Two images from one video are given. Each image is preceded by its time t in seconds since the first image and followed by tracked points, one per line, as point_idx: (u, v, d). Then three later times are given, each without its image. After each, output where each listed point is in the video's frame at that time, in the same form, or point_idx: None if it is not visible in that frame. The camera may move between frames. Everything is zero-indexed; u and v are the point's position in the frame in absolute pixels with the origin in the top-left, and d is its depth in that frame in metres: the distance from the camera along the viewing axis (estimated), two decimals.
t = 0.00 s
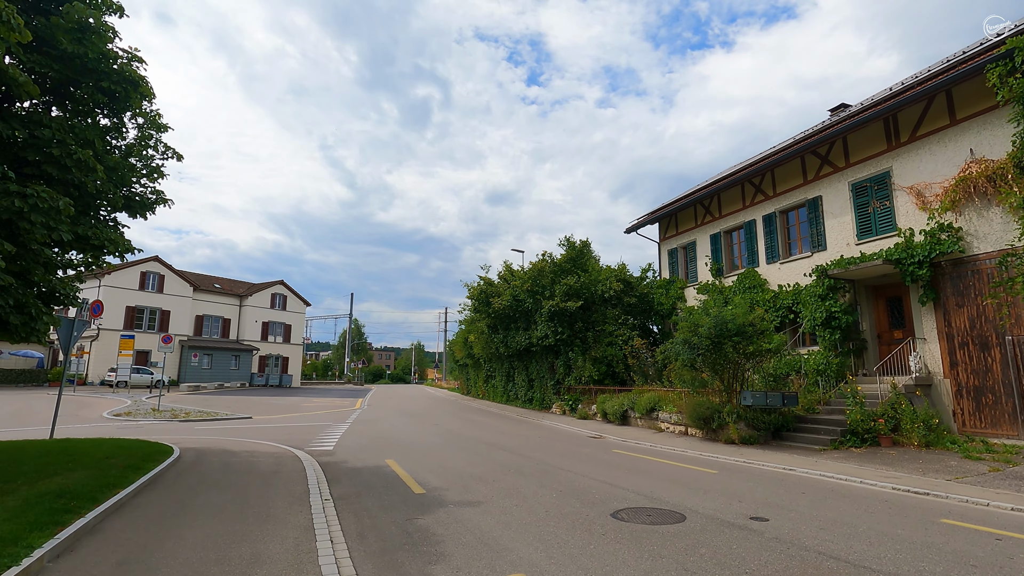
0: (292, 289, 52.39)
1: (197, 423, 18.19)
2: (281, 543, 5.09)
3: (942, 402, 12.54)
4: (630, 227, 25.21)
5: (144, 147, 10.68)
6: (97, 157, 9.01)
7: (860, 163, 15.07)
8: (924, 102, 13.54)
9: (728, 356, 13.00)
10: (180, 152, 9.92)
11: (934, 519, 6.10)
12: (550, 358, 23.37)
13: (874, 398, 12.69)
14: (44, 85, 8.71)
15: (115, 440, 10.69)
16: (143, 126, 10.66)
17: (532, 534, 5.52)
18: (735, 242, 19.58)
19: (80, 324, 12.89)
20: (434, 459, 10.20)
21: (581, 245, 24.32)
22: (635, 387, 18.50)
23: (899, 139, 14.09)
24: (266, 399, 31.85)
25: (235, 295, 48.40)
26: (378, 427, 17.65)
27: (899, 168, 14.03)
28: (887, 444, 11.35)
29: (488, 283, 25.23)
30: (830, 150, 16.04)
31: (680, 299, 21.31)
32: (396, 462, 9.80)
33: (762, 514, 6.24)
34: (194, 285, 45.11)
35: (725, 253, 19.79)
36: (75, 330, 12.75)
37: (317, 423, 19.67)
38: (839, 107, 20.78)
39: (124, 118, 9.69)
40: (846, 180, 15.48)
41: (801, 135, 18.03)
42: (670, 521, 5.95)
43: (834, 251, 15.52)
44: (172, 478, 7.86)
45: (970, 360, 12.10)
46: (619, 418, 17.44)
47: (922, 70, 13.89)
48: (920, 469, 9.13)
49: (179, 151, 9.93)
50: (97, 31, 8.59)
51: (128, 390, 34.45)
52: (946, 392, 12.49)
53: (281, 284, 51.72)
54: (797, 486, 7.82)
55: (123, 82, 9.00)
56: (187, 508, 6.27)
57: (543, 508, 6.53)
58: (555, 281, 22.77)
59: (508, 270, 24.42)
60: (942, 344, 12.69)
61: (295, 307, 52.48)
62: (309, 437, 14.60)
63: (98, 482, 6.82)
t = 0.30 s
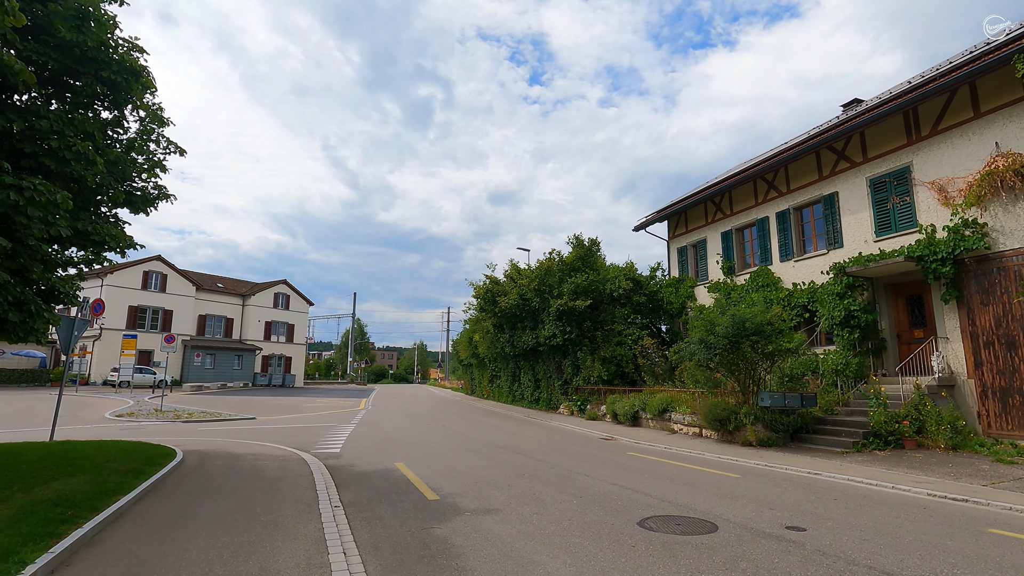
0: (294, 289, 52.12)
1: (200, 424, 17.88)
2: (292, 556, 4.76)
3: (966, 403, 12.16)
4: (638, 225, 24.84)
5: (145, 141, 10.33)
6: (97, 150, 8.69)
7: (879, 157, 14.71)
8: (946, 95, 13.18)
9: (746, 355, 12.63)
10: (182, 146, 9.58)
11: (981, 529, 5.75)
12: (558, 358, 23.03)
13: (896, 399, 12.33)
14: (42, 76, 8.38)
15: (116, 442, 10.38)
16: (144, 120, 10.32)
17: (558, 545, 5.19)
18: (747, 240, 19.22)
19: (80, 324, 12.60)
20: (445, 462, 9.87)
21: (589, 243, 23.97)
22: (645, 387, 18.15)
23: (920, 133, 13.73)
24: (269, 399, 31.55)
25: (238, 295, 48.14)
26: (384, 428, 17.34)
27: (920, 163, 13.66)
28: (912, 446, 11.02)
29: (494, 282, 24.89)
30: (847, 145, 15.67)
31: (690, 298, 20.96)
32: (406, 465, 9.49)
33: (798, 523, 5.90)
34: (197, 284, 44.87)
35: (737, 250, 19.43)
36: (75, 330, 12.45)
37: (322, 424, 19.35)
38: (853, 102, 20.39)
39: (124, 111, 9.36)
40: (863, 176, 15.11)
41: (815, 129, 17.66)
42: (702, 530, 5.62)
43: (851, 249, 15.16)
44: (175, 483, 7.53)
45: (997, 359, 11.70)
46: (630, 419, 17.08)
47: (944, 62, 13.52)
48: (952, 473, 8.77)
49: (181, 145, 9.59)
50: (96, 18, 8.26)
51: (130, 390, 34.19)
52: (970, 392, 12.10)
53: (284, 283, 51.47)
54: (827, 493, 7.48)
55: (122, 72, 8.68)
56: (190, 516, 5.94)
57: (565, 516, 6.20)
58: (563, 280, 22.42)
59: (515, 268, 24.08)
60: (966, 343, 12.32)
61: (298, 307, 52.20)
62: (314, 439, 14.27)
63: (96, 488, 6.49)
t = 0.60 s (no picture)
0: (295, 287, 51.78)
1: (200, 424, 17.53)
2: (296, 570, 4.40)
3: (988, 403, 11.77)
4: (645, 222, 24.44)
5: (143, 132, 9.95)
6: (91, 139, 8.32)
7: (896, 151, 14.33)
8: (967, 87, 12.81)
9: (762, 354, 12.26)
10: (180, 136, 9.19)
11: None
12: (563, 357, 22.66)
13: (916, 399, 11.97)
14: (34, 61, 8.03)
15: (112, 444, 10.02)
16: (141, 110, 9.92)
17: (583, 556, 4.83)
18: (758, 237, 18.86)
19: (77, 321, 12.27)
20: (452, 464, 9.52)
21: (595, 241, 23.58)
22: (654, 387, 17.80)
23: (939, 126, 13.36)
24: (270, 398, 31.19)
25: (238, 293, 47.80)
26: (387, 428, 16.99)
27: (940, 157, 13.27)
28: (935, 449, 10.67)
29: (498, 280, 24.52)
30: (863, 139, 15.28)
31: (698, 296, 20.59)
32: (413, 468, 9.12)
33: (836, 533, 5.56)
34: (197, 283, 44.53)
35: (747, 247, 19.06)
36: (70, 327, 12.07)
37: (324, 424, 18.99)
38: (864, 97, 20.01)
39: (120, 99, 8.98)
40: (879, 171, 14.73)
41: (828, 124, 17.27)
42: (734, 540, 5.27)
43: (866, 245, 14.79)
44: (171, 487, 7.17)
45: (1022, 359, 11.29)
46: (639, 419, 16.72)
47: (965, 53, 13.15)
48: (983, 477, 8.39)
49: (179, 134, 9.20)
50: None
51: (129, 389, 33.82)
52: (993, 393, 11.72)
53: (285, 282, 51.12)
54: (857, 499, 7.11)
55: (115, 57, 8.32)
56: (188, 525, 5.58)
57: (586, 524, 5.85)
58: (569, 278, 22.04)
59: (519, 266, 23.71)
60: (989, 342, 11.94)
61: (298, 306, 51.85)
62: (316, 439, 13.90)
63: (88, 494, 6.12)
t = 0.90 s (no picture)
0: (296, 286, 51.44)
1: (200, 425, 17.16)
2: None
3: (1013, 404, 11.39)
4: (652, 220, 24.07)
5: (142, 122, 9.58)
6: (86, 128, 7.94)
7: (913, 146, 13.97)
8: (990, 78, 12.45)
9: (779, 354, 11.89)
10: (180, 125, 8.81)
11: None
12: (568, 356, 22.31)
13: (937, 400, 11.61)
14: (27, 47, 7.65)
15: (110, 445, 9.67)
16: (139, 100, 9.54)
17: (612, 569, 4.49)
18: (769, 234, 18.49)
19: (72, 318, 11.90)
20: (461, 467, 9.17)
21: (601, 238, 23.21)
22: (663, 387, 17.45)
23: (960, 119, 13.00)
24: (270, 398, 30.85)
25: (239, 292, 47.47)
26: (391, 429, 16.64)
27: (960, 151, 12.91)
28: (960, 452, 10.25)
29: (503, 278, 24.17)
30: (879, 133, 14.92)
31: (707, 295, 20.17)
32: (421, 471, 8.76)
33: (879, 544, 5.21)
34: (197, 281, 44.19)
35: (757, 245, 18.70)
36: (65, 325, 11.70)
37: (326, 424, 18.63)
38: (876, 92, 19.66)
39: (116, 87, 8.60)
40: (896, 165, 14.38)
41: (841, 119, 16.92)
42: (772, 552, 4.91)
43: (882, 242, 14.42)
44: (168, 492, 6.81)
45: None
46: (648, 421, 16.35)
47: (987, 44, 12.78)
48: (1019, 482, 8.02)
49: (179, 123, 8.82)
50: None
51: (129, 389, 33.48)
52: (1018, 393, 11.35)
53: (286, 281, 50.78)
54: (891, 506, 6.76)
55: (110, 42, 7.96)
56: (185, 534, 5.22)
57: (610, 533, 5.49)
58: (575, 276, 21.67)
59: (524, 264, 23.35)
60: (1014, 341, 11.57)
61: (299, 305, 51.51)
62: (318, 440, 13.57)
63: (79, 501, 5.75)
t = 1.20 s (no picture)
0: (298, 286, 51.16)
1: (202, 426, 16.82)
2: None
3: None
4: (661, 217, 23.67)
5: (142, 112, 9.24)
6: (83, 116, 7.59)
7: (935, 139, 13.56)
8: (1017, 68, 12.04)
9: (799, 353, 11.51)
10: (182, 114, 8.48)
11: None
12: (576, 356, 21.94)
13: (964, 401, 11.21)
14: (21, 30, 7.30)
15: (108, 448, 9.32)
16: (139, 89, 9.19)
17: None
18: (782, 231, 18.09)
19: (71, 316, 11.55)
20: (474, 471, 8.80)
21: (609, 236, 22.84)
22: (674, 387, 17.07)
23: (985, 111, 12.60)
24: (273, 398, 30.54)
25: (241, 291, 47.18)
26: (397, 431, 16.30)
27: (986, 143, 12.50)
28: (991, 455, 9.80)
29: (509, 276, 23.80)
30: (898, 126, 14.51)
31: (718, 293, 19.77)
32: (432, 475, 8.40)
33: (933, 559, 4.83)
34: (199, 280, 43.90)
35: (770, 242, 18.30)
36: (64, 324, 11.36)
37: (330, 425, 18.28)
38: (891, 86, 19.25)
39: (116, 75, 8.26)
40: (917, 159, 13.97)
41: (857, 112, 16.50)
42: (820, 567, 4.53)
43: (902, 238, 14.01)
44: (168, 500, 6.44)
45: None
46: (660, 422, 15.98)
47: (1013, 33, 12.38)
48: None
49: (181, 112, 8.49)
50: None
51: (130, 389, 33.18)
52: None
53: (288, 280, 50.48)
54: (933, 514, 6.37)
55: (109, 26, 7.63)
56: (186, 547, 4.84)
57: (640, 545, 5.12)
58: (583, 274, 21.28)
59: (531, 262, 22.99)
60: None
61: (302, 304, 51.23)
62: (323, 442, 13.21)
63: (73, 510, 5.39)
